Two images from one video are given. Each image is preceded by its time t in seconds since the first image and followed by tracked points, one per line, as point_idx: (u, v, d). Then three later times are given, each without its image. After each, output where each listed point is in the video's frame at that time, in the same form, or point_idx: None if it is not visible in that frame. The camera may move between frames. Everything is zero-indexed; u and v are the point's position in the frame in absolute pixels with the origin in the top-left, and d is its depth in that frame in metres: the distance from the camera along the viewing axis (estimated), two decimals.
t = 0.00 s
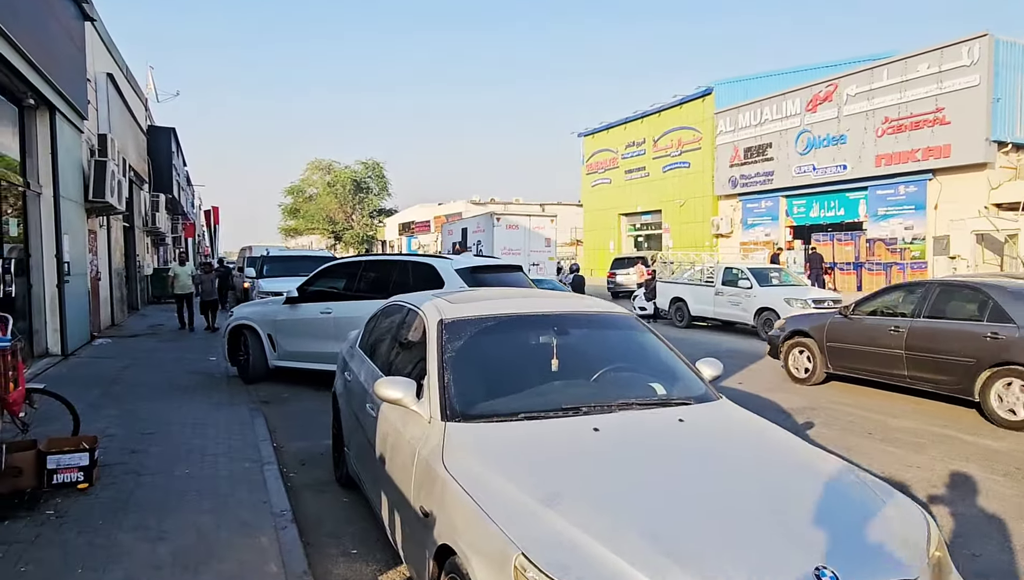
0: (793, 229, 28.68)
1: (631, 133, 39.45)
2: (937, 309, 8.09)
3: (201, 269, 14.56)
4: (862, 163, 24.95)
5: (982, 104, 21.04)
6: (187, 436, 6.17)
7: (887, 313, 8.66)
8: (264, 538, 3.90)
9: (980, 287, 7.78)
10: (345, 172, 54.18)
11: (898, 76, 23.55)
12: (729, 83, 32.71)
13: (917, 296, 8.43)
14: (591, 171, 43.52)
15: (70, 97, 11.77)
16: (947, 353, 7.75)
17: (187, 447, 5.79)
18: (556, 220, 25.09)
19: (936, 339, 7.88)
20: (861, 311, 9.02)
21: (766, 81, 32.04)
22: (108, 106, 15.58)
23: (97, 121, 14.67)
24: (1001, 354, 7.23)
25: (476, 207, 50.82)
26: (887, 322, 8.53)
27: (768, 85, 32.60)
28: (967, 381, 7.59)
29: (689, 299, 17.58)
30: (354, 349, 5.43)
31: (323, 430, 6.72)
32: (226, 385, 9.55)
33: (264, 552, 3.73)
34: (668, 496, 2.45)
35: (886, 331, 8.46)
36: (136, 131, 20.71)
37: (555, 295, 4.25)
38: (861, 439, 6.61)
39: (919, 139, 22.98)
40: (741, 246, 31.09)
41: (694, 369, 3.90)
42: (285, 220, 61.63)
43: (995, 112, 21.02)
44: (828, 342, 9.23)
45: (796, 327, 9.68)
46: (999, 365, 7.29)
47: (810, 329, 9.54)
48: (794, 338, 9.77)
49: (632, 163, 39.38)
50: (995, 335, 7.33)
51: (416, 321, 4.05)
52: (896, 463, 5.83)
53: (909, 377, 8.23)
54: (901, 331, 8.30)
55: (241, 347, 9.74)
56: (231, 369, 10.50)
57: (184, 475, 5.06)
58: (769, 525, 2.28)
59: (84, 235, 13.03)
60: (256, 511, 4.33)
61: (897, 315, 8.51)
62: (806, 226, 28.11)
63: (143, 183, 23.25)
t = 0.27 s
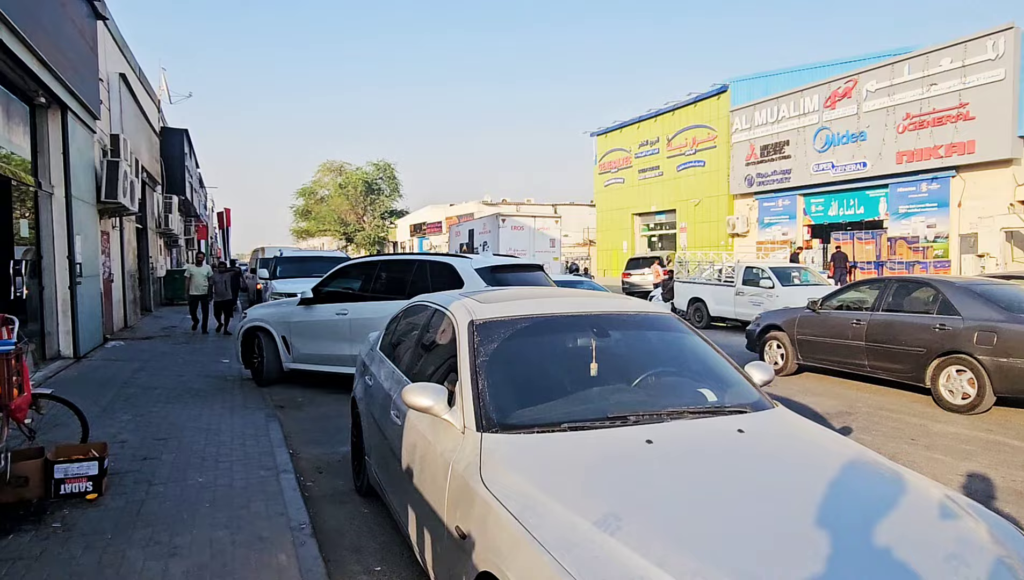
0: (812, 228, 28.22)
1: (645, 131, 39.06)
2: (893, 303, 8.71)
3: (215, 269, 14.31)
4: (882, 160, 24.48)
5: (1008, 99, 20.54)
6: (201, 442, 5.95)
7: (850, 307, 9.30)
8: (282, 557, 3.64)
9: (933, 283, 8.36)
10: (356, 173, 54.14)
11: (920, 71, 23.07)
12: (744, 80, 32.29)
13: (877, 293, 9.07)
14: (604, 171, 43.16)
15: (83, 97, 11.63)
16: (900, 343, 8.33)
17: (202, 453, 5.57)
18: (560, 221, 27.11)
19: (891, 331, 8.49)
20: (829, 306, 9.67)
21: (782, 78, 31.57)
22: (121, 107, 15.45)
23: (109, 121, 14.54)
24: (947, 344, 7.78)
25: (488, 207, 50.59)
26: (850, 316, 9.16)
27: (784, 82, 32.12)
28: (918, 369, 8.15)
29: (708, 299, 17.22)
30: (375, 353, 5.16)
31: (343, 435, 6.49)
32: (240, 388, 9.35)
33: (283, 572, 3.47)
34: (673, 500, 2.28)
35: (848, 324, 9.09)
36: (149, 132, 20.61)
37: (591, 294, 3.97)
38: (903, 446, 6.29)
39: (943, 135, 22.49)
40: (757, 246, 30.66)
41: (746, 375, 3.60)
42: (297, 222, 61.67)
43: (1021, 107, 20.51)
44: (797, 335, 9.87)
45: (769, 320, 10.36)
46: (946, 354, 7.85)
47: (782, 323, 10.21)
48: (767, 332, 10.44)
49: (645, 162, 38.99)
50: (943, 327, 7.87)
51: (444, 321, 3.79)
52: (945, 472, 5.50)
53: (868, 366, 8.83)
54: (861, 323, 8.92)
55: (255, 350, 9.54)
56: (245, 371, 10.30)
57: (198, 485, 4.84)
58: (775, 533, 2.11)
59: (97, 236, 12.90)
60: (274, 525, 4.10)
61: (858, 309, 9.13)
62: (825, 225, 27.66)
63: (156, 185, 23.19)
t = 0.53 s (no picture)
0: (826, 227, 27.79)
1: (655, 131, 38.67)
2: (856, 301, 9.32)
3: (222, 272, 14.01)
4: (899, 158, 24.07)
5: None
6: (207, 455, 5.67)
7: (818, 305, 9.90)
8: None
9: (892, 283, 8.96)
10: (364, 174, 53.94)
11: (938, 67, 22.64)
12: (756, 78, 31.87)
13: (842, 292, 9.69)
14: (614, 170, 42.76)
15: (88, 96, 11.41)
16: (861, 338, 8.93)
17: (208, 468, 5.28)
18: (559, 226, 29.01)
19: (854, 327, 9.07)
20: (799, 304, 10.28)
21: (795, 75, 31.14)
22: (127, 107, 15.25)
23: (115, 121, 14.32)
24: (901, 340, 8.39)
25: (496, 208, 50.38)
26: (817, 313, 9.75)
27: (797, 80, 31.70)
28: (876, 363, 8.77)
29: (724, 300, 16.85)
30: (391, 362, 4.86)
31: (355, 447, 6.19)
32: (247, 395, 9.10)
33: None
34: (679, 506, 2.19)
35: (815, 320, 9.70)
36: (156, 133, 20.42)
37: (627, 300, 3.66)
38: (945, 458, 5.96)
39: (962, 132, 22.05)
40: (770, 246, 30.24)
41: (800, 391, 3.27)
42: (304, 223, 61.49)
43: None
44: (769, 332, 10.46)
45: (745, 319, 10.94)
46: (900, 349, 8.48)
47: (756, 321, 10.79)
48: (744, 330, 11.02)
49: (656, 162, 38.60)
50: (898, 323, 8.48)
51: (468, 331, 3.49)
52: (995, 488, 5.17)
53: (833, 361, 9.41)
54: (827, 320, 9.53)
55: (263, 355, 9.29)
56: (252, 377, 10.03)
57: (203, 504, 4.56)
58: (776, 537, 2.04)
59: (103, 238, 12.68)
60: (283, 552, 3.82)
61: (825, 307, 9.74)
62: (840, 224, 27.21)
63: (164, 186, 23.01)
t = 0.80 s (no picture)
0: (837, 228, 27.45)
1: (662, 131, 38.36)
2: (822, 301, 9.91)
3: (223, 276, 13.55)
4: (912, 158, 23.72)
5: None
6: (211, 468, 5.41)
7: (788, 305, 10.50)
8: None
9: (856, 285, 9.54)
10: (368, 176, 53.69)
11: (952, 65, 22.29)
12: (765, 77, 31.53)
13: (810, 293, 10.30)
14: (620, 171, 42.45)
15: (90, 96, 11.17)
16: (826, 335, 9.50)
17: (213, 484, 5.01)
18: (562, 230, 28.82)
19: (819, 325, 9.64)
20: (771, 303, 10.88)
21: (804, 75, 30.81)
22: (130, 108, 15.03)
23: (119, 122, 14.08)
24: (861, 337, 8.97)
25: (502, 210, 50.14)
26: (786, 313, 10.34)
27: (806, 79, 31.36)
28: (840, 360, 9.35)
29: (736, 302, 16.55)
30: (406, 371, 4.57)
31: (367, 459, 5.93)
32: (254, 402, 8.85)
33: None
34: (667, 516, 2.07)
35: (784, 319, 10.28)
36: (160, 134, 20.20)
37: (665, 306, 3.38)
38: (986, 470, 5.67)
39: (977, 131, 21.71)
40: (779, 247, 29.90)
41: (861, 406, 2.98)
42: (309, 225, 61.26)
43: None
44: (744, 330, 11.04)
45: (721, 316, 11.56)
46: (860, 346, 9.04)
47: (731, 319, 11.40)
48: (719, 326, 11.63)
49: (663, 163, 38.28)
50: (859, 321, 9.06)
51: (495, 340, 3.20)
52: None
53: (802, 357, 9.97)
54: (794, 319, 10.13)
55: (269, 361, 9.05)
56: (259, 383, 9.78)
57: (208, 524, 4.28)
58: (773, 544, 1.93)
59: (106, 241, 12.45)
60: None
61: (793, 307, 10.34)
62: (851, 225, 26.87)
63: (168, 188, 22.78)
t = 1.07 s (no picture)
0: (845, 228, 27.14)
1: (668, 130, 38.05)
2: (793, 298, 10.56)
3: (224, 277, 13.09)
4: (923, 156, 23.41)
5: None
6: (213, 475, 5.12)
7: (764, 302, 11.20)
8: None
9: (826, 284, 10.15)
10: (371, 176, 53.40)
11: (964, 62, 21.95)
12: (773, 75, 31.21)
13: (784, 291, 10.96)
14: (625, 170, 42.15)
15: (90, 91, 10.89)
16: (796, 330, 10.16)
17: (216, 494, 4.72)
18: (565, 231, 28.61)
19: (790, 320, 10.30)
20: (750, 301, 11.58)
21: (813, 73, 30.48)
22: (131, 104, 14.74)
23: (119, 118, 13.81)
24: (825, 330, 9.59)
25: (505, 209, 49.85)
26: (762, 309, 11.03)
27: (814, 77, 31.04)
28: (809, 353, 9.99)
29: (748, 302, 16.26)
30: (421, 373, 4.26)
31: (378, 466, 5.64)
32: (257, 404, 8.58)
33: None
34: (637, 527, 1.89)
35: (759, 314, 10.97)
36: (161, 132, 19.94)
37: (713, 304, 3.08)
38: None
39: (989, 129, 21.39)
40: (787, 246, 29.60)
41: (934, 413, 2.69)
42: (311, 225, 60.99)
43: None
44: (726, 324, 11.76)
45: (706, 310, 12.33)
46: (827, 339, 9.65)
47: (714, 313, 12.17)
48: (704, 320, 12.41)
49: (668, 162, 37.97)
50: (824, 317, 9.71)
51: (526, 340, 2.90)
52: None
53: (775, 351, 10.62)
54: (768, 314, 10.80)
55: (273, 362, 8.78)
56: (263, 384, 9.51)
57: (209, 538, 3.99)
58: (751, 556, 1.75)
59: (106, 240, 12.17)
60: None
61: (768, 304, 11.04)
62: (860, 224, 26.57)
63: (170, 187, 22.51)
